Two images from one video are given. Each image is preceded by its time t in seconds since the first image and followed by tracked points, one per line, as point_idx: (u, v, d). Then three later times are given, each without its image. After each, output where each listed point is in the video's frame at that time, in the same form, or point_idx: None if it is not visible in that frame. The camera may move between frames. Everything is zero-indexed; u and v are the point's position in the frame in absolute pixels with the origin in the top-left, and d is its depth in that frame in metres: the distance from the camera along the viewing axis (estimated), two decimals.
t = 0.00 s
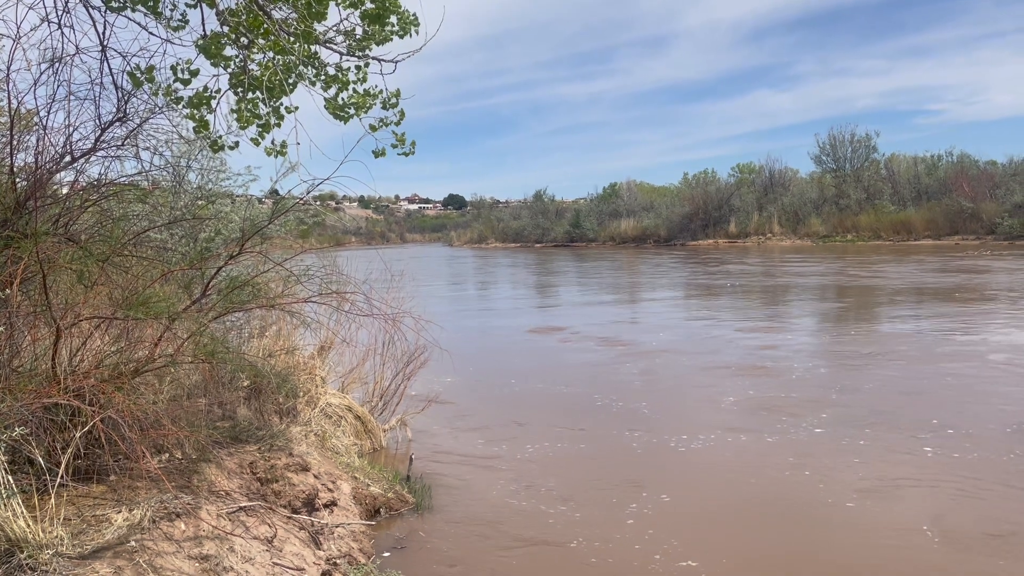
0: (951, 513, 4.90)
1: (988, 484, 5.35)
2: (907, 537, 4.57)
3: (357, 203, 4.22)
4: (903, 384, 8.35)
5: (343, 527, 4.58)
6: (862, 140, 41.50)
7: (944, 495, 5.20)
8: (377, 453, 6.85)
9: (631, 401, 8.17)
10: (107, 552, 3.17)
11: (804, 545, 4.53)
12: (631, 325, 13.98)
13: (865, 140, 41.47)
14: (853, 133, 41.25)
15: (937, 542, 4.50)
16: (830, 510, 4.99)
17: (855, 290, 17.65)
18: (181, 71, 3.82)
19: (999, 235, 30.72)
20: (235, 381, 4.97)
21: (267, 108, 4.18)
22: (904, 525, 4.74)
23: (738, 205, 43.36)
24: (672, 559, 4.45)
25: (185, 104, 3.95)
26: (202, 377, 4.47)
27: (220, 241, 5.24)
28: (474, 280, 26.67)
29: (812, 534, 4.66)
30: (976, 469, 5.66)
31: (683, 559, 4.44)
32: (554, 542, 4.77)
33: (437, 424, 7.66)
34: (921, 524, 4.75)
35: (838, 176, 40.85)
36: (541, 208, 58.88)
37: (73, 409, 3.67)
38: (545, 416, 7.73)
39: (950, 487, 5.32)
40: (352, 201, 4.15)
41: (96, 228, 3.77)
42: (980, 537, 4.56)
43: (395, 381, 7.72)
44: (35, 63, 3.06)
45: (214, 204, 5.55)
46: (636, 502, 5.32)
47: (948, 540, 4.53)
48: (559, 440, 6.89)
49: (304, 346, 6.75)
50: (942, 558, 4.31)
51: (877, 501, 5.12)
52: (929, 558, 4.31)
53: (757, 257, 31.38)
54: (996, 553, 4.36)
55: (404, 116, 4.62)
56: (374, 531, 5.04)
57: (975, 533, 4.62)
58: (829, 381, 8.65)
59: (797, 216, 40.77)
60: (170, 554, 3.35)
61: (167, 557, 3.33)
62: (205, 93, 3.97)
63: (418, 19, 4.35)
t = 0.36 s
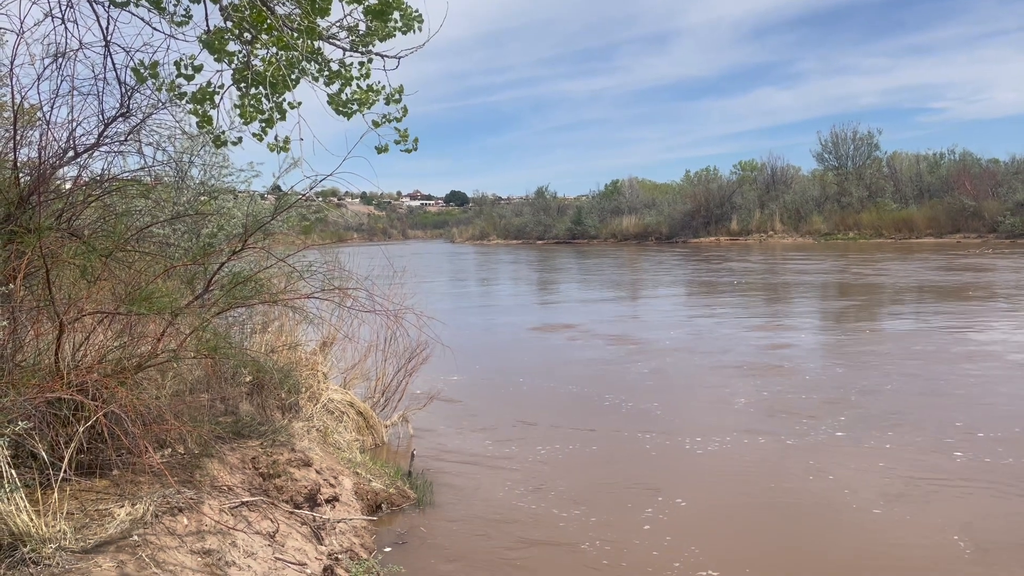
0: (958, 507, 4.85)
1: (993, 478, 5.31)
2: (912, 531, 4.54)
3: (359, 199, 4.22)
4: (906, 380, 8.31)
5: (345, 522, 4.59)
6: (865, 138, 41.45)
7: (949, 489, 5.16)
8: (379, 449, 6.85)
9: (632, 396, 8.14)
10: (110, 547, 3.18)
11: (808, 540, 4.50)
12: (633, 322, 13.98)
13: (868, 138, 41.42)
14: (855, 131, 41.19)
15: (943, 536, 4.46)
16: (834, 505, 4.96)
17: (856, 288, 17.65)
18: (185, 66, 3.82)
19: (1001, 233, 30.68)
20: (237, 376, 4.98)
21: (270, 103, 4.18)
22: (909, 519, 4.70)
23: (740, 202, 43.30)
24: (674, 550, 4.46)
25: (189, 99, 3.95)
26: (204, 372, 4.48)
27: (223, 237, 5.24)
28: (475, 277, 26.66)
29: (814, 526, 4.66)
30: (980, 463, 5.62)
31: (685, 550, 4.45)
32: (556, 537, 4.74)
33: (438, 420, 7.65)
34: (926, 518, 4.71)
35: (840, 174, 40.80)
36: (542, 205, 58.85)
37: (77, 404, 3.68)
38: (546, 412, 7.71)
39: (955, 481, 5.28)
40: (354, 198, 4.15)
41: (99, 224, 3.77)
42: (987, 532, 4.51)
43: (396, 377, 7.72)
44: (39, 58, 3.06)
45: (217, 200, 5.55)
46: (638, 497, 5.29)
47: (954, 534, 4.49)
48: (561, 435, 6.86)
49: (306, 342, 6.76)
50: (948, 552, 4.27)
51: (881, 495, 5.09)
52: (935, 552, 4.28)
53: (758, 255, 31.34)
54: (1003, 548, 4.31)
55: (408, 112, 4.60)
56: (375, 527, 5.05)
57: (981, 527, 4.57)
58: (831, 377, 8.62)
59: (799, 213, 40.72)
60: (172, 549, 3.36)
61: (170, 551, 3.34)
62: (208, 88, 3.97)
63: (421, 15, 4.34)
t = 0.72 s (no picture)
0: (965, 511, 4.84)
1: (1004, 484, 5.28)
2: (923, 536, 4.51)
3: (364, 195, 4.22)
4: (913, 381, 8.27)
5: (349, 518, 4.60)
6: (871, 135, 41.30)
7: (958, 494, 5.13)
8: (383, 444, 6.86)
9: (638, 396, 8.12)
10: (115, 540, 3.19)
11: (817, 542, 4.49)
12: (637, 319, 13.97)
13: (874, 135, 41.26)
14: (861, 129, 41.04)
15: (953, 542, 4.44)
16: (844, 509, 4.94)
17: (861, 286, 17.61)
18: (191, 60, 3.81)
19: (1008, 231, 30.53)
20: (242, 371, 4.98)
21: (277, 98, 4.17)
22: (918, 524, 4.68)
23: (745, 200, 43.18)
24: (681, 551, 4.47)
25: (196, 93, 3.94)
26: (210, 367, 4.49)
27: (228, 231, 5.23)
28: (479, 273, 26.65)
29: (820, 528, 4.67)
30: (990, 469, 5.58)
31: (692, 553, 4.45)
32: (563, 537, 4.73)
33: (443, 418, 7.66)
34: (935, 524, 4.69)
35: (846, 172, 40.66)
36: (547, 202, 58.80)
37: (83, 397, 3.68)
38: (551, 411, 7.70)
39: (961, 485, 5.27)
40: (359, 194, 4.15)
41: (105, 218, 3.77)
42: (995, 537, 4.50)
43: (401, 373, 7.72)
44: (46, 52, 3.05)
45: (223, 194, 5.54)
46: (644, 499, 5.27)
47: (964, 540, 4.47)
48: (565, 435, 6.85)
49: (311, 337, 6.76)
50: (960, 558, 4.24)
51: (890, 499, 5.07)
52: (945, 557, 4.26)
53: (763, 253, 31.28)
54: (1010, 552, 4.31)
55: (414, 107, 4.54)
56: (379, 523, 5.06)
57: (992, 534, 4.54)
58: (837, 377, 8.59)
59: (804, 211, 40.60)
60: (178, 543, 3.36)
61: (175, 545, 3.34)
62: (215, 82, 3.96)
63: (428, 10, 4.32)
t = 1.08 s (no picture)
0: (971, 515, 4.83)
1: (1017, 490, 5.22)
2: (939, 544, 4.45)
3: (370, 192, 4.22)
4: (923, 384, 8.21)
5: (354, 514, 4.61)
6: (879, 134, 41.12)
7: (973, 500, 5.07)
8: (388, 441, 6.87)
9: (644, 396, 8.10)
10: (121, 535, 3.20)
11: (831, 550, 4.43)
12: (643, 318, 13.95)
13: (882, 134, 41.08)
14: (870, 128, 40.87)
15: (970, 550, 4.37)
16: (857, 514, 4.88)
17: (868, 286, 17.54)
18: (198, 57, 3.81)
19: (1017, 232, 30.35)
20: (248, 367, 4.99)
21: (283, 94, 4.17)
22: (934, 531, 4.61)
23: (752, 199, 43.05)
24: (685, 552, 4.48)
25: (202, 90, 3.94)
26: (215, 363, 4.50)
27: (235, 227, 5.24)
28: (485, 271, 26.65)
29: (826, 531, 4.66)
30: (997, 472, 5.57)
31: (697, 553, 4.46)
32: (573, 539, 4.69)
33: (448, 416, 7.65)
34: (951, 531, 4.62)
35: (854, 171, 40.50)
36: (554, 199, 58.75)
37: (89, 392, 3.69)
38: (556, 411, 7.68)
39: (967, 488, 5.26)
40: (365, 190, 4.16)
41: (112, 214, 3.78)
42: (1002, 541, 4.48)
43: (406, 370, 7.72)
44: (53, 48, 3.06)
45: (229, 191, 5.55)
46: (653, 502, 5.23)
47: (981, 548, 4.40)
48: (572, 435, 6.82)
49: (316, 334, 6.78)
50: (977, 567, 4.18)
51: (903, 505, 5.01)
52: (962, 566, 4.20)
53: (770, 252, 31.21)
54: (1017, 557, 4.29)
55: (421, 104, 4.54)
56: (384, 519, 5.06)
57: (1006, 541, 4.49)
58: (846, 379, 8.53)
59: (812, 210, 40.45)
60: (182, 538, 3.37)
61: (179, 540, 3.35)
62: (221, 79, 3.96)
63: (435, 7, 4.31)
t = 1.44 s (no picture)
0: (979, 515, 4.80)
1: None
2: (957, 547, 4.38)
3: (377, 190, 4.22)
4: (934, 384, 8.13)
5: (359, 512, 4.61)
6: (888, 134, 40.96)
7: (990, 504, 4.99)
8: (394, 440, 6.86)
9: (652, 396, 8.06)
10: (127, 531, 3.21)
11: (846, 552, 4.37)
12: (650, 317, 13.93)
13: (891, 134, 40.91)
14: (879, 128, 40.70)
15: (988, 554, 4.30)
16: (871, 517, 4.82)
17: (876, 286, 17.47)
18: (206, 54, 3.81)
19: None
20: (255, 365, 5.00)
21: (290, 92, 4.17)
22: (951, 535, 4.54)
23: (760, 198, 42.92)
24: (693, 550, 4.45)
25: (210, 87, 3.94)
26: (222, 360, 4.50)
27: (242, 225, 5.25)
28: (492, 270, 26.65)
29: (833, 531, 4.64)
30: (1004, 472, 5.54)
31: (703, 551, 4.44)
32: (583, 540, 4.64)
33: (455, 415, 7.63)
34: (969, 535, 4.55)
35: (863, 171, 40.35)
36: (560, 199, 58.76)
37: (96, 389, 3.70)
38: (564, 411, 7.64)
39: (974, 488, 5.24)
40: (372, 189, 4.17)
41: (120, 211, 3.78)
42: (1010, 541, 4.47)
43: (412, 368, 7.73)
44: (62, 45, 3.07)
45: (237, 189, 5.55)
46: (664, 502, 5.18)
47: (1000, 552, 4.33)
48: (579, 435, 6.78)
49: (323, 332, 6.79)
50: (996, 572, 4.11)
51: (918, 507, 4.94)
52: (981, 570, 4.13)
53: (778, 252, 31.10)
54: None
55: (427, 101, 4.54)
56: (389, 518, 5.06)
57: (1019, 543, 4.45)
58: (856, 379, 8.45)
59: (820, 210, 40.31)
60: (189, 535, 3.38)
61: (186, 537, 3.36)
62: (230, 76, 3.96)
63: (442, 5, 4.30)
